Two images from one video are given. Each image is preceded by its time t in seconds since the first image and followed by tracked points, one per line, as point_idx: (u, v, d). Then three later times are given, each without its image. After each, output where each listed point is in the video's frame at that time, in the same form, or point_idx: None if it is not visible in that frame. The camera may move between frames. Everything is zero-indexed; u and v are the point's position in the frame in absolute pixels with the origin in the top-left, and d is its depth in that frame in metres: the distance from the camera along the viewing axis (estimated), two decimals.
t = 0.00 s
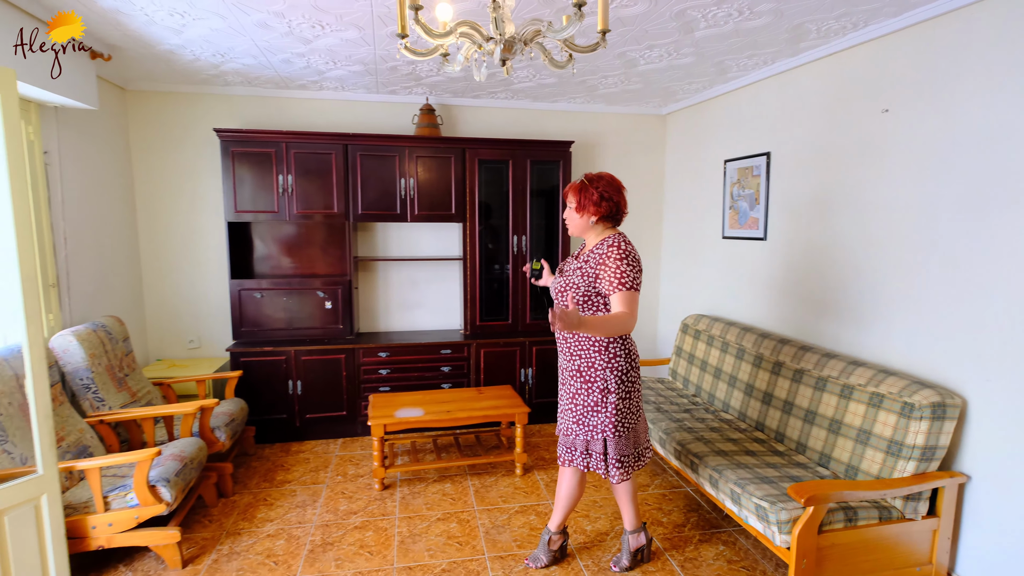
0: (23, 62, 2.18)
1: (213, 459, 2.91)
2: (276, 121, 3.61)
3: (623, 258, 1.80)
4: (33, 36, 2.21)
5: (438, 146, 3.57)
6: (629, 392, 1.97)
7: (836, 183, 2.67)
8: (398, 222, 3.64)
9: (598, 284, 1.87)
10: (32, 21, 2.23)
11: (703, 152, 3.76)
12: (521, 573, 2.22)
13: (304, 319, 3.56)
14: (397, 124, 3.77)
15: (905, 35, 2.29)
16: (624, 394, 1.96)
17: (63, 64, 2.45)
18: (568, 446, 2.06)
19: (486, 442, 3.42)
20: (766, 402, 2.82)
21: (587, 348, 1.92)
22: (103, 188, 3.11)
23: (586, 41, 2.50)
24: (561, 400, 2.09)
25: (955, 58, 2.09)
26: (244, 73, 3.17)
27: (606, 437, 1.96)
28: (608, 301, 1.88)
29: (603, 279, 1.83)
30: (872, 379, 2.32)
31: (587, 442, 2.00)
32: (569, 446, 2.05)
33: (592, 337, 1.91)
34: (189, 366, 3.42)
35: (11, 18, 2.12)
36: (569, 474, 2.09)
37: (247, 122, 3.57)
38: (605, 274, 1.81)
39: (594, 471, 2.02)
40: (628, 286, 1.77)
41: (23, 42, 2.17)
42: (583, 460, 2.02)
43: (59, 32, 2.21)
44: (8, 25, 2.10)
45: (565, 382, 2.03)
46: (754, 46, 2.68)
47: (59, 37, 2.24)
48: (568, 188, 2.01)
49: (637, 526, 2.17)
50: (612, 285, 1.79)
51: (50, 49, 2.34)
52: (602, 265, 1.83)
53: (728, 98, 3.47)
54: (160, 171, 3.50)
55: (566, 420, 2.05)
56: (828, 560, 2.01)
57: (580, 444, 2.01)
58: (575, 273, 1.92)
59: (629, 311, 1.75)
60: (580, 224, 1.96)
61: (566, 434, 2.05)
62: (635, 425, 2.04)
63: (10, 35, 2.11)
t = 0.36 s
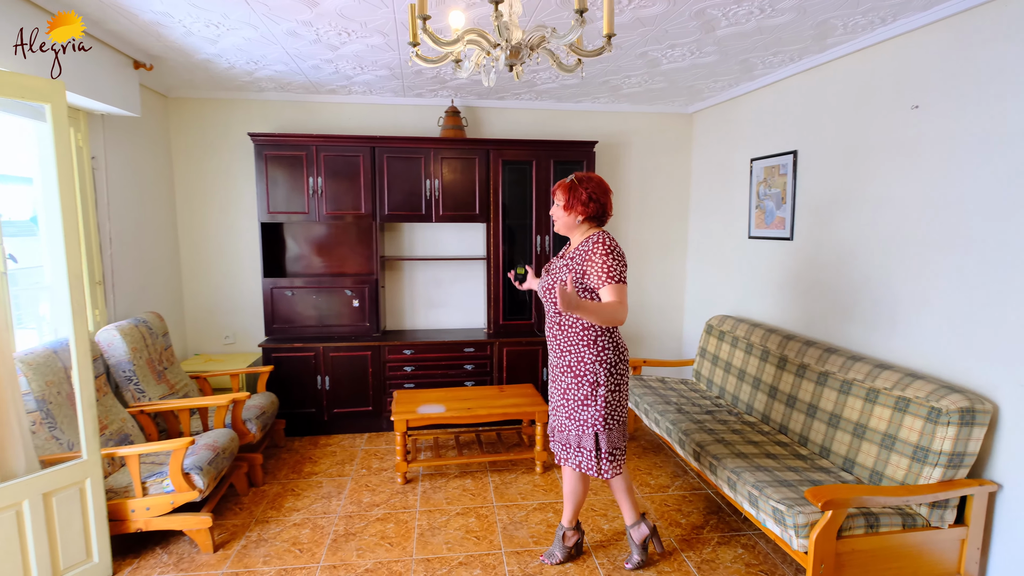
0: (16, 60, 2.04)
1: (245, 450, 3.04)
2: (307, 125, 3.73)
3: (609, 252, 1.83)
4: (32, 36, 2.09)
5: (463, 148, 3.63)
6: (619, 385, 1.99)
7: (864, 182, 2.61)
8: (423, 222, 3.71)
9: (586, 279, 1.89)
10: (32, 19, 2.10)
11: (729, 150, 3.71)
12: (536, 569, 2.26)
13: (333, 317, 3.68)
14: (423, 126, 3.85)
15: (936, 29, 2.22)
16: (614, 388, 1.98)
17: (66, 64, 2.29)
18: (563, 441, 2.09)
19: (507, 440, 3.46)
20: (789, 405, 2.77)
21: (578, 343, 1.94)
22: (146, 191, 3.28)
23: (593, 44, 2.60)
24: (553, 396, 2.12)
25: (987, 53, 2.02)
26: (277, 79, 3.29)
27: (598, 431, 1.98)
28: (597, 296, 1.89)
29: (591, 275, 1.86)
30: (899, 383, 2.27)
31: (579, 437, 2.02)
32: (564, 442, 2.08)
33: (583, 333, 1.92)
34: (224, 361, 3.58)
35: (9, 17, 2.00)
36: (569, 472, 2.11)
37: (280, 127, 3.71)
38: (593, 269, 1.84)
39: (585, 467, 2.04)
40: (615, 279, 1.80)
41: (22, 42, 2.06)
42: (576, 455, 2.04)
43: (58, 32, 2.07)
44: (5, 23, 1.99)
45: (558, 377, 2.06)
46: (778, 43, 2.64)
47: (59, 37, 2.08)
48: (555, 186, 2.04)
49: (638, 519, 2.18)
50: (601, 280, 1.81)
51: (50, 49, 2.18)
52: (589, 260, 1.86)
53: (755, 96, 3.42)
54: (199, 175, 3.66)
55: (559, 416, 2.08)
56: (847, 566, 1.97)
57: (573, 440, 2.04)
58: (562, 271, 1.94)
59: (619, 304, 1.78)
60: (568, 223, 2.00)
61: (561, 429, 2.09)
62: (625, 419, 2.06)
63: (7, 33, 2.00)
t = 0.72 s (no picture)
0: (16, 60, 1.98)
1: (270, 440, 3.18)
2: (332, 129, 3.87)
3: (601, 249, 2.00)
4: (32, 36, 2.04)
5: (482, 149, 3.69)
6: (610, 376, 2.10)
7: (883, 180, 2.54)
8: (443, 222, 3.80)
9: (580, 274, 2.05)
10: (31, 19, 2.04)
11: (751, 149, 3.66)
12: (540, 563, 2.29)
13: (356, 314, 3.81)
14: (444, 128, 3.94)
15: (957, 22, 2.16)
16: (606, 379, 2.08)
17: (67, 64, 2.22)
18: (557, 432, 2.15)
19: (523, 437, 3.50)
20: (805, 408, 2.72)
21: (575, 336, 2.02)
22: (181, 194, 3.46)
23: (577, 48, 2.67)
24: (547, 388, 2.18)
25: (1008, 45, 1.96)
26: (303, 85, 3.43)
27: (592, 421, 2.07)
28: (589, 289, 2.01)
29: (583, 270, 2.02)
30: (914, 386, 2.21)
31: (574, 428, 2.09)
32: (558, 433, 2.14)
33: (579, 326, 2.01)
34: (254, 355, 3.75)
35: (9, 16, 1.95)
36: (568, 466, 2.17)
37: (307, 131, 3.86)
38: (585, 264, 2.00)
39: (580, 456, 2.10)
40: (607, 273, 1.97)
41: (22, 42, 2.00)
42: (568, 445, 2.11)
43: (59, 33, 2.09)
44: (5, 24, 1.94)
45: (553, 368, 2.12)
46: (794, 40, 2.60)
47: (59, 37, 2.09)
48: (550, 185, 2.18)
49: (563, 481, 2.65)
50: (591, 274, 1.97)
51: (50, 49, 2.12)
52: (584, 256, 2.02)
53: (776, 93, 3.36)
54: (232, 178, 3.84)
55: (553, 407, 2.15)
56: (854, 571, 1.94)
57: (565, 429, 2.11)
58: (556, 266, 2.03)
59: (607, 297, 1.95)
60: (565, 220, 2.15)
61: (555, 421, 2.15)
62: (614, 409, 2.17)
63: (7, 33, 1.95)
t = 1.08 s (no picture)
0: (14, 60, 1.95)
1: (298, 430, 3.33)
2: (362, 132, 4.01)
3: (611, 252, 2.10)
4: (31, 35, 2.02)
5: (506, 150, 3.75)
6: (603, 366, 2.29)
7: (910, 179, 2.46)
8: (468, 222, 3.88)
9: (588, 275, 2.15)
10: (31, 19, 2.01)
11: (779, 148, 3.59)
12: (548, 558, 2.33)
13: (383, 312, 3.92)
14: (469, 130, 4.02)
15: (986, 15, 2.08)
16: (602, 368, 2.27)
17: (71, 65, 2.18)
18: (558, 422, 2.25)
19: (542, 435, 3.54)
20: (825, 413, 2.66)
21: (580, 330, 2.15)
22: (221, 195, 3.66)
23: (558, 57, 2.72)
24: (547, 380, 2.27)
25: None
26: (334, 91, 3.57)
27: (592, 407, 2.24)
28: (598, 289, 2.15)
29: (594, 272, 2.11)
30: (936, 393, 2.13)
31: (577, 415, 2.22)
32: (559, 423, 2.24)
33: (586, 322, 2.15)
34: (287, 349, 3.92)
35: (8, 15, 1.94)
36: (568, 453, 2.26)
37: (339, 134, 4.00)
38: (597, 267, 2.09)
39: (580, 443, 2.23)
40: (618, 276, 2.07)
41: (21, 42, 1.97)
42: (569, 433, 2.22)
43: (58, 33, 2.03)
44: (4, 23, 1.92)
45: (555, 362, 2.22)
46: (817, 36, 2.55)
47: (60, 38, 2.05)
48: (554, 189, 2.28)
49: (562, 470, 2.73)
50: (604, 277, 2.07)
51: (50, 49, 2.09)
52: (595, 259, 2.10)
53: (804, 90, 3.28)
54: (268, 180, 4.03)
55: (555, 398, 2.25)
56: None
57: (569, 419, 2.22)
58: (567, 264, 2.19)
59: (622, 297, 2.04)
60: (570, 222, 2.24)
61: (555, 411, 2.25)
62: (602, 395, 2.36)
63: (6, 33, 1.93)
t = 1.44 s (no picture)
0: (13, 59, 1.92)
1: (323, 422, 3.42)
2: (391, 131, 4.08)
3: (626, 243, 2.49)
4: (33, 36, 1.96)
5: (530, 148, 3.75)
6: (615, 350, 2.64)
7: (947, 173, 2.33)
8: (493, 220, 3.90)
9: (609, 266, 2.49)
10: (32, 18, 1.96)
11: (812, 143, 3.46)
12: (558, 556, 2.32)
13: (409, 309, 3.99)
14: (495, 128, 4.04)
15: None
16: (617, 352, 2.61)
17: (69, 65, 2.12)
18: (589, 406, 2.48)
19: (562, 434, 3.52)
20: (854, 418, 2.55)
21: (603, 318, 2.48)
22: (255, 194, 3.80)
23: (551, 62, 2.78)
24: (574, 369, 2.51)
25: None
26: (362, 91, 3.65)
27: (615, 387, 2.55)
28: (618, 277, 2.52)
29: (616, 261, 2.47)
30: (969, 400, 2.02)
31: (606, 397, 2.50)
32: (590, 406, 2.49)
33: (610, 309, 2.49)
34: (317, 343, 4.04)
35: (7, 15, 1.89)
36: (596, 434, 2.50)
37: (368, 134, 4.10)
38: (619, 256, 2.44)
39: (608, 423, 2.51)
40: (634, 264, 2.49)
41: (22, 42, 1.93)
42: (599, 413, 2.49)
43: (59, 36, 1.99)
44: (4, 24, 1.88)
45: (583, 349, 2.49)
46: (847, 26, 2.45)
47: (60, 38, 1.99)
48: (567, 185, 2.53)
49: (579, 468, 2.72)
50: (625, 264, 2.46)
51: (49, 49, 2.02)
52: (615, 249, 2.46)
53: (839, 82, 3.15)
54: (301, 179, 4.16)
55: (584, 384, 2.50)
56: None
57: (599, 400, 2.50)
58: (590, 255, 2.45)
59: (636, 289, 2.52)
60: (585, 216, 2.51)
61: (586, 395, 2.50)
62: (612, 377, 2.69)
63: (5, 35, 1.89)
